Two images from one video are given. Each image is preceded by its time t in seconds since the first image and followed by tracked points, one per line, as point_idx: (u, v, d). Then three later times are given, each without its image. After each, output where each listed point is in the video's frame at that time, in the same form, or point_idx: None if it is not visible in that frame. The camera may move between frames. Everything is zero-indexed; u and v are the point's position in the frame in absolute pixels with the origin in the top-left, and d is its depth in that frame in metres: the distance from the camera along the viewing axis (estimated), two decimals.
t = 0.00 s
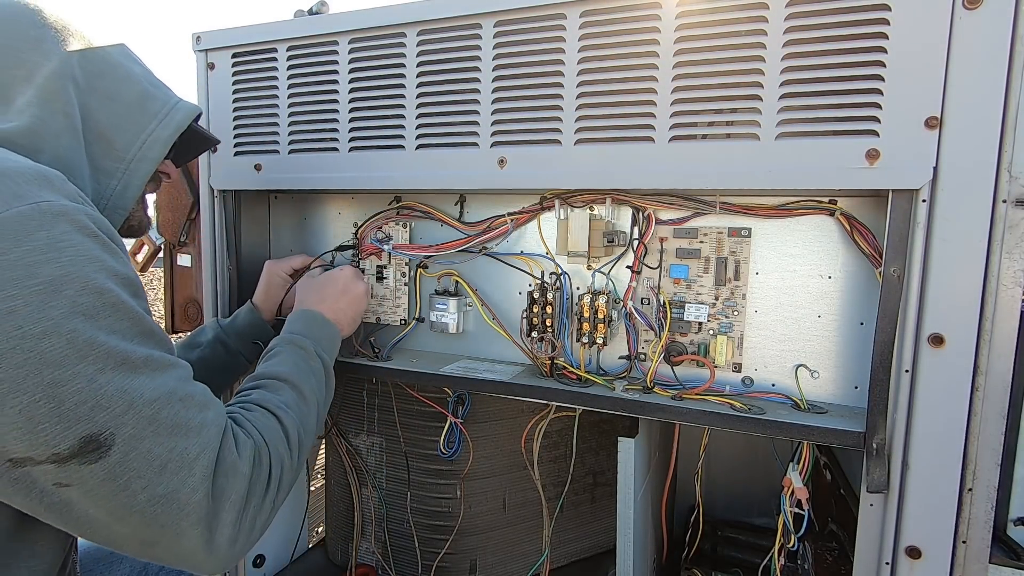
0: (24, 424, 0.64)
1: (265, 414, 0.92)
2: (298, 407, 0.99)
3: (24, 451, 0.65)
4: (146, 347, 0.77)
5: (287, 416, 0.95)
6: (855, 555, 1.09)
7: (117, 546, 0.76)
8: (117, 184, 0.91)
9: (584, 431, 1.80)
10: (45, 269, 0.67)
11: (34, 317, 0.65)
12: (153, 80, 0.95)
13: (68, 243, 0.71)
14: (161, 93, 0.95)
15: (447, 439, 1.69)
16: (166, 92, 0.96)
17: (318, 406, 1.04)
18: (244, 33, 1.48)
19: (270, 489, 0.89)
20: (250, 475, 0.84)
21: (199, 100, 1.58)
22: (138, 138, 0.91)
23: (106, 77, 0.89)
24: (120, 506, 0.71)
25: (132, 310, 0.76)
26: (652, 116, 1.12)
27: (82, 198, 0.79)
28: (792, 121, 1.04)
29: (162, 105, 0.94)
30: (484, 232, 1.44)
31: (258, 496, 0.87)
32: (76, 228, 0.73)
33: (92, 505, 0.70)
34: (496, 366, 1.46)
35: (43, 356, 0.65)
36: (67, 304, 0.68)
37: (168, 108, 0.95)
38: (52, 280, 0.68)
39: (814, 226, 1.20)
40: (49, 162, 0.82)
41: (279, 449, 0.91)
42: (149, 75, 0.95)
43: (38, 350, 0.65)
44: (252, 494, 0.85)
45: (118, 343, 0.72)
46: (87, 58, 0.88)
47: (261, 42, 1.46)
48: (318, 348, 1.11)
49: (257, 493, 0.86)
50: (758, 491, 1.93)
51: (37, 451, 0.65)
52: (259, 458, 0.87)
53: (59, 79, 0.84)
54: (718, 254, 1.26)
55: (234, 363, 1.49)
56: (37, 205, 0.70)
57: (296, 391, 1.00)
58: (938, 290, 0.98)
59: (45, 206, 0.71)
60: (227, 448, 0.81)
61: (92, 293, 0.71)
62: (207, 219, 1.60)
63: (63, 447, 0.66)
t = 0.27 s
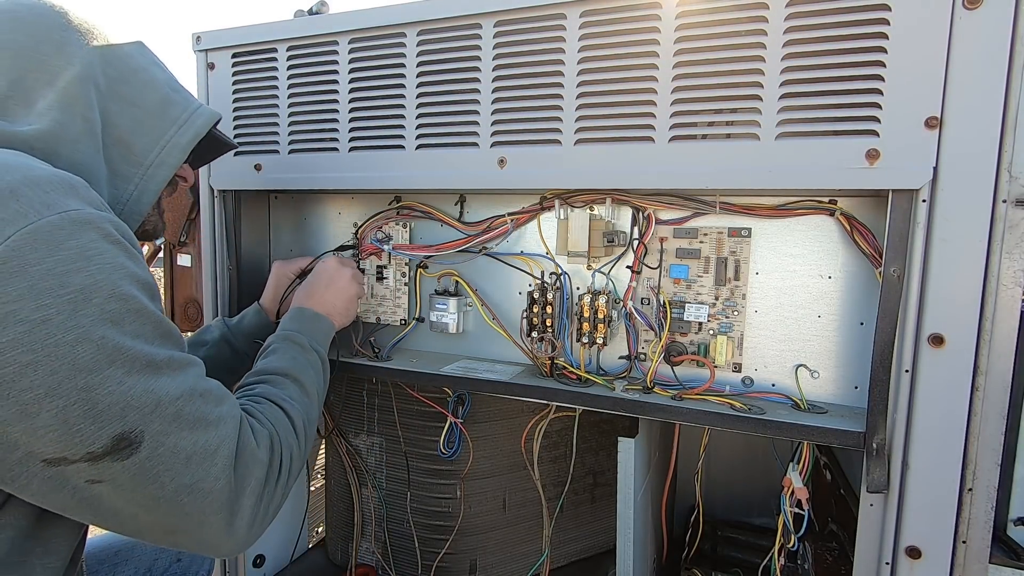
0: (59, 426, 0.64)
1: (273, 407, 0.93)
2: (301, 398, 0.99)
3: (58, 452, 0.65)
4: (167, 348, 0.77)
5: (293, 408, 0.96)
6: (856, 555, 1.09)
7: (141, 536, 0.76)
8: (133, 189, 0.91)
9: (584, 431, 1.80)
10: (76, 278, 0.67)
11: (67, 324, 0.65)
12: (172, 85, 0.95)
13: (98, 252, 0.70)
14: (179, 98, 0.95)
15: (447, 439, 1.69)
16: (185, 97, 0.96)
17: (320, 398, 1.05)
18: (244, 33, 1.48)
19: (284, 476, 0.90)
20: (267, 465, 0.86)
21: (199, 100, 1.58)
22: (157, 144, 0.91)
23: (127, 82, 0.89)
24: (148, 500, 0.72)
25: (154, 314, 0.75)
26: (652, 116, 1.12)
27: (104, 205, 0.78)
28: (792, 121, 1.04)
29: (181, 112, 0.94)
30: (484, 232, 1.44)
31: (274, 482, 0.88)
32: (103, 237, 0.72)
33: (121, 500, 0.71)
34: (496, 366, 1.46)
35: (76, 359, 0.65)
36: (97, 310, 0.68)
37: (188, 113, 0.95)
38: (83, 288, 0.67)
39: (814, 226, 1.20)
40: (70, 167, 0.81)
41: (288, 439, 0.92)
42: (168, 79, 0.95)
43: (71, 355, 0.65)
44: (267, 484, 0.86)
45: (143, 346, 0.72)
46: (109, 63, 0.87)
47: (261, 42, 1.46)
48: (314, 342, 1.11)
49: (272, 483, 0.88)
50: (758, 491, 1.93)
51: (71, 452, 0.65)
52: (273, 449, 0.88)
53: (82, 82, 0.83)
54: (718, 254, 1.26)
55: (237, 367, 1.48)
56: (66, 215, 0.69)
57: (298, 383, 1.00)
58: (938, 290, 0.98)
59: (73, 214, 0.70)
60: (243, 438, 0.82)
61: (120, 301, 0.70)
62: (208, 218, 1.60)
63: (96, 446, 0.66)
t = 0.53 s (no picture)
0: (73, 440, 0.63)
1: (278, 410, 0.93)
2: (305, 400, 0.99)
3: (71, 465, 0.63)
4: (177, 356, 0.76)
5: (298, 412, 0.96)
6: (855, 555, 1.09)
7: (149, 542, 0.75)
8: (145, 192, 0.89)
9: (584, 431, 1.80)
10: (92, 290, 0.65)
11: (83, 338, 0.63)
12: (186, 90, 0.94)
13: (112, 263, 0.69)
14: (194, 101, 0.94)
15: (447, 439, 1.69)
16: (199, 102, 0.94)
17: (323, 400, 1.05)
18: (245, 33, 1.48)
19: (289, 480, 0.90)
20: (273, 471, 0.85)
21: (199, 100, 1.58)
22: (170, 148, 0.90)
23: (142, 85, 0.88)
24: (158, 510, 0.71)
25: (165, 323, 0.74)
26: (652, 116, 1.12)
27: (117, 215, 0.76)
28: (792, 121, 1.04)
29: (195, 116, 0.93)
30: (484, 232, 1.44)
31: (279, 487, 0.88)
32: (116, 247, 0.71)
33: (131, 510, 0.70)
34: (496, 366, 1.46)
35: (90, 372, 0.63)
36: (112, 322, 0.66)
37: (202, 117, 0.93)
38: (97, 301, 0.66)
39: (814, 226, 1.20)
40: (84, 170, 0.79)
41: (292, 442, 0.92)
42: (181, 83, 0.93)
43: (87, 368, 0.63)
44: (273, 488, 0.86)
45: (155, 357, 0.71)
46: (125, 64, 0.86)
47: (261, 42, 1.46)
48: (316, 344, 1.11)
49: (277, 488, 0.88)
50: (758, 491, 1.93)
51: (84, 465, 0.64)
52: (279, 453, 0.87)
53: (98, 84, 0.81)
54: (718, 254, 1.26)
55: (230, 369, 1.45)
56: (83, 226, 0.67)
57: (302, 385, 1.00)
58: (937, 290, 0.98)
59: (88, 225, 0.68)
60: (251, 445, 0.82)
61: (134, 313, 0.69)
62: (207, 218, 1.60)
63: (110, 459, 0.65)
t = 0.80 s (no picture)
0: (81, 441, 0.63)
1: (282, 410, 0.93)
2: (309, 400, 0.99)
3: (79, 466, 0.63)
4: (182, 357, 0.75)
5: (303, 412, 0.96)
6: (856, 555, 1.09)
7: (155, 541, 0.76)
8: (147, 193, 0.88)
9: (584, 431, 1.80)
10: (99, 290, 0.65)
11: (90, 339, 0.63)
12: (187, 92, 0.94)
13: (119, 262, 0.69)
14: (194, 103, 0.94)
15: (447, 439, 1.69)
16: (200, 104, 0.94)
17: (326, 400, 1.05)
18: (245, 33, 1.48)
19: (294, 478, 0.91)
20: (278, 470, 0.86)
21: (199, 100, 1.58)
22: (171, 149, 0.89)
23: (144, 86, 0.87)
24: (166, 509, 0.71)
25: (170, 323, 0.74)
26: (652, 116, 1.12)
27: (122, 215, 0.76)
28: (792, 121, 1.04)
29: (196, 117, 0.92)
30: (484, 232, 1.44)
31: (285, 486, 0.89)
32: (122, 247, 0.70)
33: (139, 510, 0.70)
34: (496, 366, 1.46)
35: (98, 373, 0.63)
36: (120, 322, 0.66)
37: (202, 117, 0.93)
38: (105, 301, 0.65)
39: (813, 226, 1.20)
40: (85, 169, 0.79)
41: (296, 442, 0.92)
42: (182, 84, 0.93)
43: (95, 369, 0.63)
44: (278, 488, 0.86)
45: (162, 357, 0.70)
46: (127, 66, 0.86)
47: (261, 42, 1.46)
48: (319, 344, 1.11)
49: (282, 487, 0.88)
50: (758, 491, 1.93)
51: (92, 466, 0.64)
52: (284, 453, 0.88)
53: (101, 84, 0.81)
54: (718, 254, 1.26)
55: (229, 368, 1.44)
56: (89, 225, 0.67)
57: (305, 386, 1.00)
58: (937, 290, 0.98)
59: (94, 224, 0.68)
60: (257, 444, 0.82)
61: (142, 313, 0.69)
62: (207, 218, 1.60)
63: (118, 459, 0.65)
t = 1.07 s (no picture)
0: (75, 443, 0.63)
1: (281, 409, 0.93)
2: (308, 400, 0.99)
3: (73, 468, 0.63)
4: (178, 357, 0.75)
5: (302, 411, 0.96)
6: (855, 555, 1.09)
7: (153, 542, 0.76)
8: (139, 188, 0.88)
9: (584, 431, 1.80)
10: (91, 292, 0.65)
11: (83, 341, 0.63)
12: (178, 87, 0.93)
13: (112, 263, 0.69)
14: (185, 98, 0.93)
15: (447, 439, 1.69)
16: (191, 100, 0.94)
17: (325, 399, 1.05)
18: (245, 33, 1.48)
19: (293, 477, 0.91)
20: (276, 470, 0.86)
21: (199, 100, 1.58)
22: (163, 144, 0.89)
23: (134, 81, 0.87)
24: (162, 510, 0.71)
25: (165, 323, 0.74)
26: (652, 116, 1.12)
27: (115, 213, 0.75)
28: (792, 121, 1.04)
29: (187, 112, 0.92)
30: (484, 232, 1.44)
31: (284, 485, 0.89)
32: (115, 247, 0.70)
33: (135, 511, 0.70)
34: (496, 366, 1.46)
35: (90, 375, 0.63)
36: (113, 323, 0.66)
37: (194, 113, 0.93)
38: (97, 302, 0.65)
39: (813, 226, 1.20)
40: (77, 164, 0.79)
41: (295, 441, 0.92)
42: (172, 79, 0.93)
43: (88, 371, 0.63)
44: (276, 487, 0.87)
45: (157, 358, 0.70)
46: (116, 61, 0.85)
47: (261, 42, 1.46)
48: (319, 344, 1.11)
49: (280, 486, 0.88)
50: (758, 491, 1.93)
51: (86, 468, 0.64)
52: (282, 453, 0.88)
53: (91, 78, 0.81)
54: (718, 254, 1.26)
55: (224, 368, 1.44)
56: (80, 226, 0.67)
57: (305, 386, 1.00)
58: (937, 290, 0.98)
59: (86, 225, 0.68)
60: (255, 444, 0.82)
61: (136, 313, 0.69)
62: (208, 219, 1.60)
63: (112, 461, 0.65)
